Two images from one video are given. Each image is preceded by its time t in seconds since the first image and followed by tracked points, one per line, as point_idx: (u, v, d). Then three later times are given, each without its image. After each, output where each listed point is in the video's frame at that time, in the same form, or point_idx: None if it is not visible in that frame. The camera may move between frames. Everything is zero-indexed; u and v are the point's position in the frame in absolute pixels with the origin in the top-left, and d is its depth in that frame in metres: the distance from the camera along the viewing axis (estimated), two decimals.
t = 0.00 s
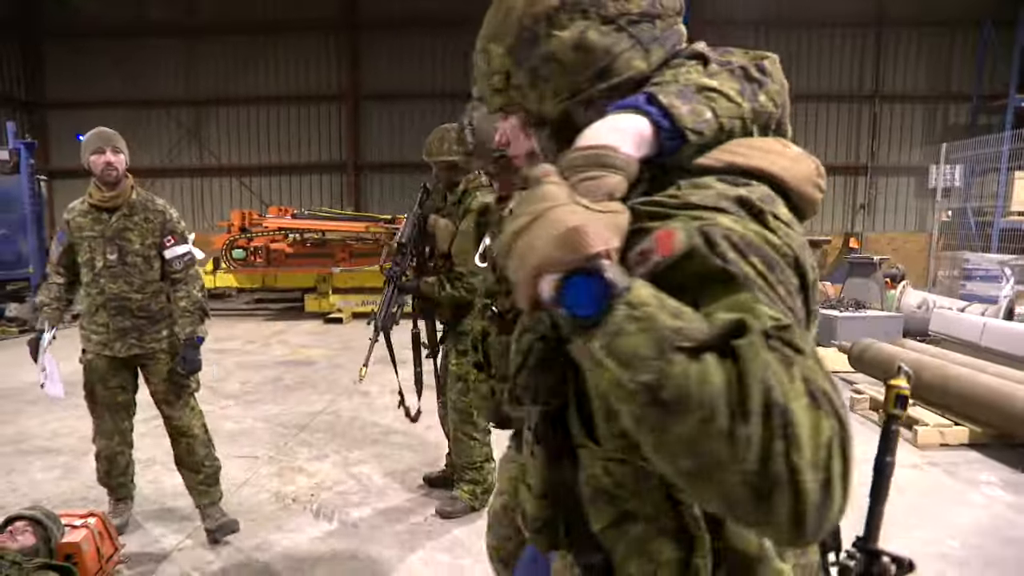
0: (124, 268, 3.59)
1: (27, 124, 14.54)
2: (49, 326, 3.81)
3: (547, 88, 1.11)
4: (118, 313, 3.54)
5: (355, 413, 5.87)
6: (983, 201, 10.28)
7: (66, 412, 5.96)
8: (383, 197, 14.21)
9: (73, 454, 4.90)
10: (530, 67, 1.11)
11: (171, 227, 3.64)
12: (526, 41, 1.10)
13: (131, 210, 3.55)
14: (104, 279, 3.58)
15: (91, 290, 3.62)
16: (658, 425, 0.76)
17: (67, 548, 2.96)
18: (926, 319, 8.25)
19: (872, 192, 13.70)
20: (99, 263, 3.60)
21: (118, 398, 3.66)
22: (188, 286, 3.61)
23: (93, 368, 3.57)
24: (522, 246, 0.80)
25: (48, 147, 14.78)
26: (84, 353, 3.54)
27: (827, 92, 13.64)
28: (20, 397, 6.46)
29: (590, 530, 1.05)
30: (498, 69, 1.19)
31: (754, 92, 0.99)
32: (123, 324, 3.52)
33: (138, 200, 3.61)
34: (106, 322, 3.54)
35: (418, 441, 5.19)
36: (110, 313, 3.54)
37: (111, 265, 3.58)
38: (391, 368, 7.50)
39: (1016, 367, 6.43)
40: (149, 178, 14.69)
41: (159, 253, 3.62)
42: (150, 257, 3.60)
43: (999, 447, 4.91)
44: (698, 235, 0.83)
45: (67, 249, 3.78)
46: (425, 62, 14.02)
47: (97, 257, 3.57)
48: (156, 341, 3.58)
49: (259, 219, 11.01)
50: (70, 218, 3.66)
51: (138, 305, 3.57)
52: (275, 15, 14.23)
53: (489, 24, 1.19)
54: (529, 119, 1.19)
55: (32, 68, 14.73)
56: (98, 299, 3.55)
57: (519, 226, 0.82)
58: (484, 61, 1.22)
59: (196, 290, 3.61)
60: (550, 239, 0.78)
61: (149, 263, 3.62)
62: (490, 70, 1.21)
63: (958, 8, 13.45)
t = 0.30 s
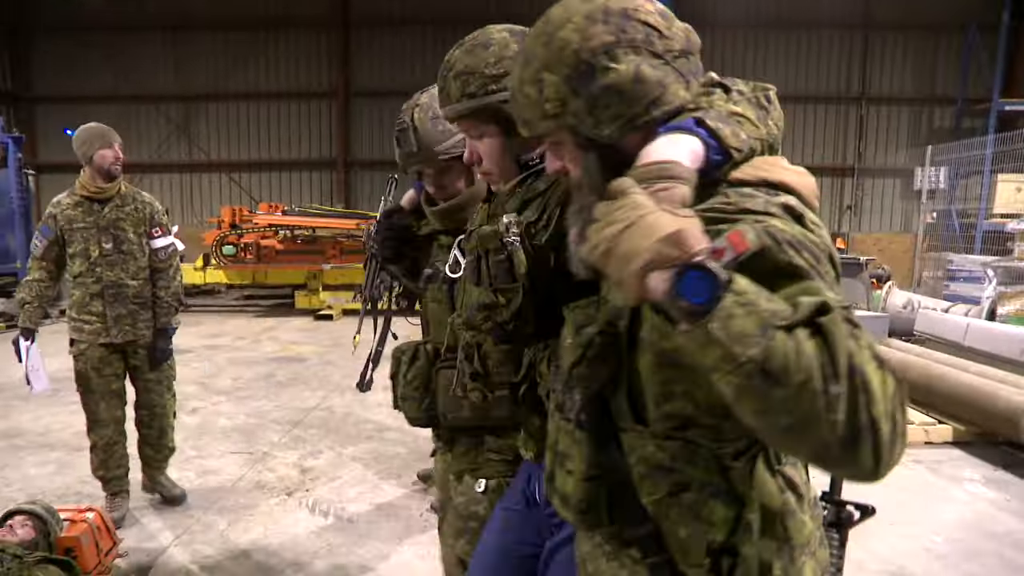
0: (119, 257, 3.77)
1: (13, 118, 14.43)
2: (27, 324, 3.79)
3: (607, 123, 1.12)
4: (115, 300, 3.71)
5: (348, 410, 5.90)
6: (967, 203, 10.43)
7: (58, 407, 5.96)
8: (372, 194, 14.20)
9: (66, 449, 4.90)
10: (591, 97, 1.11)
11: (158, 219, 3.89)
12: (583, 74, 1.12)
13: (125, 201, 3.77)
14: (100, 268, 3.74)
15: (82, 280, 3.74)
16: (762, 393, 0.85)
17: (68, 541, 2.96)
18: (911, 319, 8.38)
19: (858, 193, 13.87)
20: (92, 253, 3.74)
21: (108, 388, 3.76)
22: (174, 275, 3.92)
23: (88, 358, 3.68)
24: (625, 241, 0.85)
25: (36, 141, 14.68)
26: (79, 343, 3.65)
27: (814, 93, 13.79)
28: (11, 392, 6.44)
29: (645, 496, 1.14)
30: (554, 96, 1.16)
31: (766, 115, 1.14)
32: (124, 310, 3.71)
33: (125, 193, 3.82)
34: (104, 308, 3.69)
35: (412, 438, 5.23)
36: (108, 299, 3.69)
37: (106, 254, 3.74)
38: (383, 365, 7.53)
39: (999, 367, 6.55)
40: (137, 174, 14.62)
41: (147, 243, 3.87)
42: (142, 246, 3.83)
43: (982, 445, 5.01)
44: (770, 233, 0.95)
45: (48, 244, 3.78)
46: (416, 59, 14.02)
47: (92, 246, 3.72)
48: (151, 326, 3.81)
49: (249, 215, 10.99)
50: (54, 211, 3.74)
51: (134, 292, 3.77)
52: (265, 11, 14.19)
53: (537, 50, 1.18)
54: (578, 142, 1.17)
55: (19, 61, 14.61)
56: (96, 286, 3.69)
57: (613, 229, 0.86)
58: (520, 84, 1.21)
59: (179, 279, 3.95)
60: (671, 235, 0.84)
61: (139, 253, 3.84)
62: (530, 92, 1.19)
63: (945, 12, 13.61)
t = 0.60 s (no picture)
0: (134, 247, 4.01)
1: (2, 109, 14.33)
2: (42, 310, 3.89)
3: (699, 138, 1.33)
4: (129, 287, 3.89)
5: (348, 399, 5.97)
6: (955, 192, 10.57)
7: (59, 398, 6.00)
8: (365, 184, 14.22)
9: (70, 439, 4.95)
10: (689, 116, 1.32)
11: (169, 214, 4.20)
12: (684, 96, 1.32)
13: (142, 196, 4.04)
14: (118, 257, 3.95)
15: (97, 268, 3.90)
16: (890, 351, 1.08)
17: (82, 527, 3.01)
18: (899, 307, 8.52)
19: (847, 182, 14.02)
20: (109, 243, 3.95)
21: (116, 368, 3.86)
22: (183, 265, 4.23)
23: (102, 338, 3.80)
24: (784, 239, 1.09)
25: (25, 132, 14.57)
26: (94, 325, 3.77)
27: (804, 84, 13.89)
28: (10, 384, 6.47)
29: (739, 447, 1.37)
30: (654, 114, 1.33)
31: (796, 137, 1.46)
32: (140, 296, 3.90)
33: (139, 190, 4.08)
34: (118, 293, 3.85)
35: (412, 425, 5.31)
36: (124, 285, 3.88)
37: (123, 245, 3.97)
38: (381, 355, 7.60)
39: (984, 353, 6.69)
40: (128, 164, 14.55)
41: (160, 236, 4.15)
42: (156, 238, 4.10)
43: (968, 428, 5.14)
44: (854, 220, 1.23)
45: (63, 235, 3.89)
46: (408, 50, 14.02)
47: (110, 236, 3.93)
48: (162, 312, 4.04)
49: (243, 206, 11.00)
50: (72, 203, 3.89)
51: (147, 282, 3.98)
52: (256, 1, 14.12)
53: (635, 69, 1.37)
54: (666, 154, 1.36)
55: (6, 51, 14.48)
56: (113, 274, 3.87)
57: (762, 232, 1.11)
58: (611, 99, 1.39)
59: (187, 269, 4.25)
60: (813, 235, 1.09)
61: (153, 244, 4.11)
62: (628, 107, 1.36)
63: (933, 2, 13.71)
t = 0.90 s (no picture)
0: (145, 235, 4.13)
1: None
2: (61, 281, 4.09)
3: (719, 136, 1.56)
4: (134, 273, 4.02)
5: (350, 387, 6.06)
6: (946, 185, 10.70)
7: (63, 386, 6.06)
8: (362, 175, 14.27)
9: (76, 427, 5.02)
10: (711, 120, 1.55)
11: (187, 211, 4.30)
12: (707, 103, 1.55)
13: (160, 189, 4.16)
14: (127, 242, 4.08)
15: (110, 250, 4.07)
16: (894, 306, 1.39)
17: (96, 508, 3.10)
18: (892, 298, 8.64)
19: (840, 175, 14.16)
20: (123, 228, 4.10)
21: (115, 345, 4.05)
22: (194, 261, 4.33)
23: (103, 317, 3.98)
24: (812, 216, 1.35)
25: (20, 122, 14.55)
26: (97, 303, 3.94)
27: (799, 77, 13.98)
28: (14, 373, 6.52)
29: (750, 400, 1.60)
30: (684, 126, 1.54)
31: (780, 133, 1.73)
32: (143, 281, 4.02)
33: (161, 184, 4.21)
34: (122, 278, 3.99)
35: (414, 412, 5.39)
36: (129, 271, 4.01)
37: (135, 231, 4.10)
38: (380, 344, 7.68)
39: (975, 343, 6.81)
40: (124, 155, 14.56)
41: (174, 230, 4.26)
42: (169, 230, 4.22)
43: (957, 416, 5.26)
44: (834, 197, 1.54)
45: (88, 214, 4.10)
46: (405, 41, 14.04)
47: (123, 221, 4.08)
48: (167, 300, 4.14)
49: (241, 197, 11.05)
50: (99, 186, 4.10)
51: (153, 270, 4.09)
52: None
53: (659, 79, 1.57)
54: (685, 152, 1.59)
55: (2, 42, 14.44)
56: (120, 257, 4.02)
57: (792, 210, 1.38)
58: (640, 110, 1.56)
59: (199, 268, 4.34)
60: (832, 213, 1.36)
61: (166, 235, 4.22)
62: (657, 113, 1.55)
63: None
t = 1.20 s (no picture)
0: (154, 217, 4.25)
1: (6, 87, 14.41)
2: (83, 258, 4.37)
3: (698, 135, 1.74)
4: (140, 253, 4.15)
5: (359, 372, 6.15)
6: (954, 173, 10.69)
7: (77, 371, 6.17)
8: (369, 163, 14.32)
9: (93, 410, 5.12)
10: (694, 119, 1.73)
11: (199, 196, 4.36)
12: (691, 103, 1.73)
13: (170, 172, 4.25)
14: (136, 223, 4.22)
15: (122, 231, 4.24)
16: (845, 283, 1.67)
17: (117, 488, 3.19)
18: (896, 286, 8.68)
19: (847, 163, 14.14)
20: (133, 209, 4.24)
21: (122, 328, 4.20)
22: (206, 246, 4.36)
23: (113, 295, 4.15)
24: (783, 206, 1.61)
25: (28, 110, 14.62)
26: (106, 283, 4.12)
27: (807, 65, 13.93)
28: (29, 357, 6.64)
29: (722, 369, 1.86)
30: (668, 126, 1.71)
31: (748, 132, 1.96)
32: (149, 262, 4.16)
33: (174, 168, 4.31)
34: (129, 258, 4.14)
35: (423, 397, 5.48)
36: (135, 251, 4.15)
37: (143, 213, 4.23)
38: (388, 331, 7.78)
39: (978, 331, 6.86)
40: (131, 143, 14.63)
41: (186, 214, 4.33)
42: (178, 213, 4.30)
43: (959, 403, 5.33)
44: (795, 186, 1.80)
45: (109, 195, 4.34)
46: (411, 29, 14.04)
47: (133, 203, 4.22)
48: (174, 282, 4.26)
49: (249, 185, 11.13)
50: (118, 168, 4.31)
51: (159, 251, 4.21)
52: None
53: (646, 83, 1.73)
54: (671, 147, 1.76)
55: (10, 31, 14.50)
56: (128, 238, 4.17)
57: (765, 201, 1.63)
58: (631, 111, 1.71)
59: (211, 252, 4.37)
60: (798, 204, 1.64)
61: (176, 218, 4.31)
62: (647, 114, 1.70)
63: None
